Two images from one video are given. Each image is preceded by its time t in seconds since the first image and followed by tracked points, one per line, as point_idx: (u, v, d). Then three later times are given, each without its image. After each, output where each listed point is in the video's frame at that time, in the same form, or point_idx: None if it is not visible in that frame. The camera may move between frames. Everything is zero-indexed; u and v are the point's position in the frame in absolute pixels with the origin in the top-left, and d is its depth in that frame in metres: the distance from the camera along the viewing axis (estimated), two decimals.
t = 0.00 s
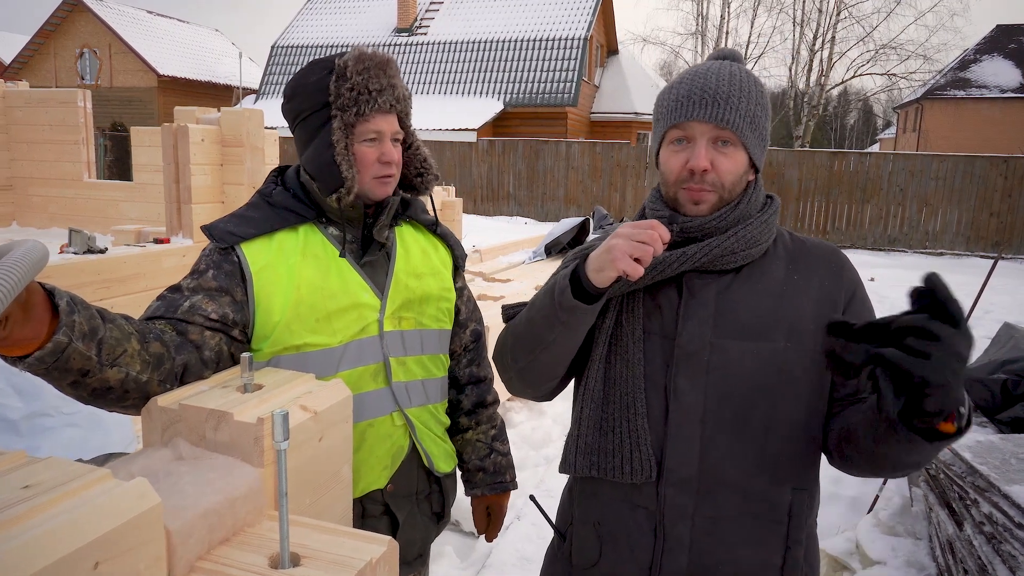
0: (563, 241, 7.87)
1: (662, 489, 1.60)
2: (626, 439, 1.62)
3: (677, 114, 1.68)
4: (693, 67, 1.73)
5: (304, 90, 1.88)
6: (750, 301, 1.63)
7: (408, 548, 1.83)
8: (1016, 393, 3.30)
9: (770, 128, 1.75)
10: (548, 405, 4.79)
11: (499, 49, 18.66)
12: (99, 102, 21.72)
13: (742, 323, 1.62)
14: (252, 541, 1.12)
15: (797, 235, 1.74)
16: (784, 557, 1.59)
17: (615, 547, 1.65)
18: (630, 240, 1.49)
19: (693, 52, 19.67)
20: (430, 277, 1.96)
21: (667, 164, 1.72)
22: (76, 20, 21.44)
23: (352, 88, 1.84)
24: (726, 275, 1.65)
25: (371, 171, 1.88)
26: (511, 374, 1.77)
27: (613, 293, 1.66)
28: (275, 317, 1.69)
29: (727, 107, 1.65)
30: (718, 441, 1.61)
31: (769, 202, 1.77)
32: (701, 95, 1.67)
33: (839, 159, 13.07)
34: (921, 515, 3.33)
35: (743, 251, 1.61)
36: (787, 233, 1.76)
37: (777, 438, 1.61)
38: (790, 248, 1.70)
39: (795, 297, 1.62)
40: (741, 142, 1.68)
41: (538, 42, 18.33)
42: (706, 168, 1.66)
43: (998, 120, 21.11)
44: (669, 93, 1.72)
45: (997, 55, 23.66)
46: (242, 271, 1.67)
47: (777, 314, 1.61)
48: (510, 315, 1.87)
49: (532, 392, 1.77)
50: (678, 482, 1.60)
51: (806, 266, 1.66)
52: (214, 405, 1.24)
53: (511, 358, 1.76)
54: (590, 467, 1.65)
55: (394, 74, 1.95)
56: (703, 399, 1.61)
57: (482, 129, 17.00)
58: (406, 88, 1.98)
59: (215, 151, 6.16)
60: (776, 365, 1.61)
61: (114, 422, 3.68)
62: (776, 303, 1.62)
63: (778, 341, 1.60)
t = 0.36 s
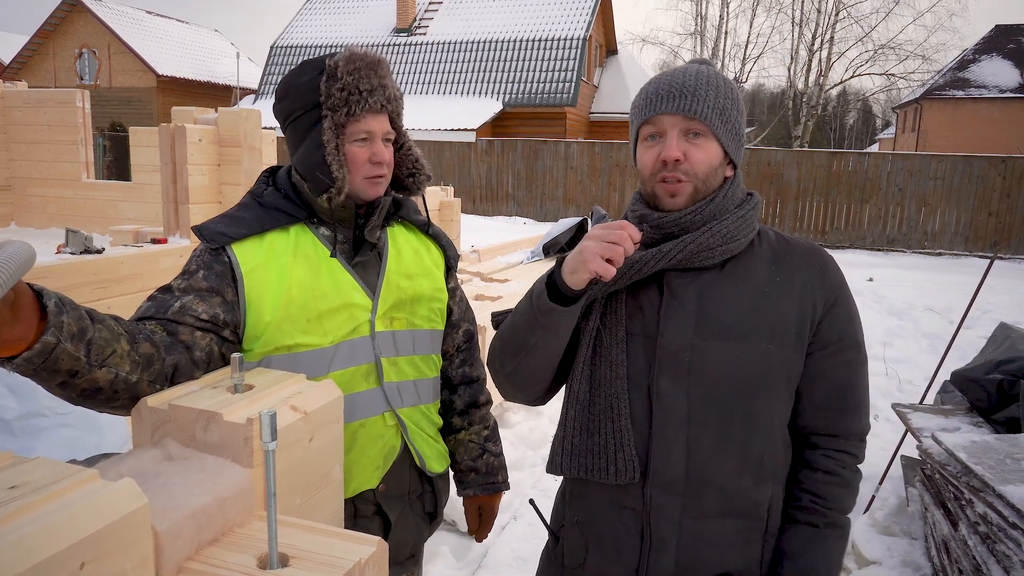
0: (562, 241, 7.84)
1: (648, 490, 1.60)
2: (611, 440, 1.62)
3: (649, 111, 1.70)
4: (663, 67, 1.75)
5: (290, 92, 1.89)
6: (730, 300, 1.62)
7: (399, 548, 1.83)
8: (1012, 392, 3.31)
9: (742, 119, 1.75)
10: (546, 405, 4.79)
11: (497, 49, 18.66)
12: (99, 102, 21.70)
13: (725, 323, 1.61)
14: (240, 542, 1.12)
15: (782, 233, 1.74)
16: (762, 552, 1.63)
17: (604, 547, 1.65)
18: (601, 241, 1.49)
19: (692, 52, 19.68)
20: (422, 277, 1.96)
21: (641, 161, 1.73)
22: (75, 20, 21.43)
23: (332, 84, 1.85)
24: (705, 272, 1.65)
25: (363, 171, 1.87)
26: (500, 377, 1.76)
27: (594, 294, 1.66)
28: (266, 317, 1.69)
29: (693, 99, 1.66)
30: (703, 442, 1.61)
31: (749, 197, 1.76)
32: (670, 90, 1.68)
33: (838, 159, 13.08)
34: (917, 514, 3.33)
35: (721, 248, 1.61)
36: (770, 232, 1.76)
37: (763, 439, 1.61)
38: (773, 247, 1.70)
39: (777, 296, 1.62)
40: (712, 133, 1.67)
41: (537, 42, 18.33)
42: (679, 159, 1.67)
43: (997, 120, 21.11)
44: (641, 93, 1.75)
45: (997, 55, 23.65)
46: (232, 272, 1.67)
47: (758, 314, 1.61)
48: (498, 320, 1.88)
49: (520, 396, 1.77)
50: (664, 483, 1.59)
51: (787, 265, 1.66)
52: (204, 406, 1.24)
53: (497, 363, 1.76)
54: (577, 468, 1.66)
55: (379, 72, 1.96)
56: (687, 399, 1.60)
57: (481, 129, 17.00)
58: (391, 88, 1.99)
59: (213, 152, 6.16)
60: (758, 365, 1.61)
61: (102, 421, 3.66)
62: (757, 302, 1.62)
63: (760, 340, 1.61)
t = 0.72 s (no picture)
0: (560, 241, 7.79)
1: (643, 490, 1.60)
2: (608, 441, 1.62)
3: (659, 114, 1.69)
4: (675, 67, 1.75)
5: (288, 90, 1.89)
6: (731, 304, 1.63)
7: (396, 548, 1.83)
8: (1009, 392, 3.32)
9: (752, 128, 1.75)
10: (544, 404, 4.79)
11: (496, 49, 18.66)
12: (97, 102, 21.70)
13: (725, 327, 1.62)
14: (237, 541, 1.12)
15: (781, 237, 1.74)
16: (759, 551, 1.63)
17: (599, 546, 1.65)
18: (606, 244, 1.49)
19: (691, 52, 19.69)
20: (419, 277, 1.97)
21: (649, 163, 1.72)
22: (74, 20, 21.45)
23: (334, 87, 1.85)
24: (707, 277, 1.65)
25: (349, 170, 1.87)
26: (496, 376, 1.77)
27: (594, 295, 1.66)
28: (264, 317, 1.69)
29: (709, 108, 1.66)
30: (701, 445, 1.61)
31: (752, 202, 1.77)
32: (683, 95, 1.68)
33: (836, 159, 13.10)
34: (914, 514, 3.34)
35: (725, 255, 1.62)
36: (769, 235, 1.76)
37: (760, 440, 1.61)
38: (774, 250, 1.70)
39: (777, 300, 1.62)
40: (725, 143, 1.68)
41: (535, 42, 18.34)
42: (689, 167, 1.67)
43: (995, 120, 21.14)
44: (652, 92, 1.74)
45: (995, 56, 23.69)
46: (230, 270, 1.67)
47: (758, 317, 1.62)
48: (496, 318, 1.88)
49: (518, 394, 1.77)
50: (661, 484, 1.60)
51: (787, 270, 1.67)
52: (202, 406, 1.25)
53: (496, 361, 1.76)
54: (573, 466, 1.67)
55: (377, 72, 1.95)
56: (685, 401, 1.61)
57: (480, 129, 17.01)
58: (387, 87, 1.98)
59: (212, 152, 6.16)
60: (756, 369, 1.61)
61: (101, 421, 3.66)
62: (757, 306, 1.62)
63: (759, 345, 1.61)
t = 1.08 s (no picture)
0: (559, 242, 7.70)
1: (642, 492, 1.60)
2: (607, 443, 1.63)
3: (653, 115, 1.70)
4: (668, 68, 1.75)
5: (285, 91, 1.89)
6: (727, 305, 1.63)
7: (396, 549, 1.83)
8: (1007, 392, 3.33)
9: (747, 127, 1.75)
10: (543, 405, 4.79)
11: (494, 49, 18.66)
12: (95, 102, 21.65)
13: (721, 327, 1.62)
14: (237, 542, 1.12)
15: (777, 236, 1.75)
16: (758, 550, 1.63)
17: (598, 548, 1.66)
18: (600, 246, 1.50)
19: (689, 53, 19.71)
20: (419, 277, 1.97)
21: (644, 165, 1.73)
22: (72, 20, 21.43)
23: (331, 86, 1.85)
24: (703, 278, 1.65)
25: (347, 169, 1.87)
26: (495, 379, 1.77)
27: (590, 296, 1.66)
28: (263, 317, 1.69)
29: (700, 109, 1.66)
30: (699, 445, 1.62)
31: (748, 202, 1.77)
32: (675, 96, 1.68)
33: (834, 159, 13.11)
34: (913, 513, 3.35)
35: (721, 254, 1.62)
36: (764, 234, 1.76)
37: (759, 441, 1.62)
38: (770, 250, 1.70)
39: (772, 299, 1.63)
40: (718, 143, 1.68)
41: (534, 42, 18.35)
42: (683, 169, 1.67)
43: (993, 120, 21.19)
44: (645, 94, 1.74)
45: (992, 56, 23.74)
46: (230, 271, 1.67)
47: (754, 317, 1.62)
48: (494, 320, 1.88)
49: (515, 396, 1.77)
50: (659, 484, 1.60)
51: (784, 269, 1.67)
52: (201, 406, 1.24)
53: (494, 363, 1.76)
54: (572, 468, 1.67)
55: (374, 71, 1.96)
56: (682, 402, 1.61)
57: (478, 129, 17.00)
58: (385, 85, 1.98)
59: (210, 152, 6.15)
60: (754, 369, 1.61)
61: (105, 422, 3.66)
62: (753, 305, 1.63)
63: (756, 344, 1.62)
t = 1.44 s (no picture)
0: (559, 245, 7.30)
1: (645, 492, 1.60)
2: (607, 442, 1.63)
3: (647, 115, 1.70)
4: (661, 69, 1.76)
5: (284, 92, 1.90)
6: (726, 301, 1.63)
7: (396, 551, 1.82)
8: (1005, 392, 3.34)
9: (740, 125, 1.75)
10: (542, 405, 4.79)
11: (493, 50, 18.65)
12: (93, 102, 21.60)
13: (720, 323, 1.62)
14: (238, 544, 1.12)
15: (773, 234, 1.75)
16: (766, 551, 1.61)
17: (601, 549, 1.66)
18: (600, 241, 1.50)
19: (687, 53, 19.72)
20: (419, 278, 1.97)
21: (640, 165, 1.73)
22: (70, 20, 21.39)
23: (331, 86, 1.85)
24: (701, 276, 1.66)
25: (347, 168, 1.87)
26: (493, 380, 1.76)
27: (590, 295, 1.66)
28: (264, 320, 1.69)
29: (694, 107, 1.67)
30: (699, 443, 1.62)
31: (744, 200, 1.77)
32: (670, 95, 1.68)
33: (832, 159, 13.13)
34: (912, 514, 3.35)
35: (719, 252, 1.62)
36: (760, 231, 1.77)
37: (761, 439, 1.62)
38: (766, 248, 1.71)
39: (771, 295, 1.63)
40: (712, 140, 1.68)
41: (532, 42, 18.35)
42: (679, 167, 1.67)
43: (991, 121, 21.25)
44: (639, 95, 1.75)
45: (990, 56, 23.79)
46: (230, 272, 1.67)
47: (753, 314, 1.62)
48: (490, 323, 1.87)
49: (514, 398, 1.76)
50: (661, 483, 1.60)
51: (780, 264, 1.67)
52: (202, 408, 1.24)
53: (492, 364, 1.75)
54: (572, 471, 1.67)
55: (375, 71, 1.96)
56: (682, 401, 1.61)
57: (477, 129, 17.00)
58: (385, 85, 1.98)
59: (209, 152, 6.15)
60: (754, 365, 1.61)
61: (106, 423, 3.66)
62: (751, 301, 1.63)
63: (755, 339, 1.61)
